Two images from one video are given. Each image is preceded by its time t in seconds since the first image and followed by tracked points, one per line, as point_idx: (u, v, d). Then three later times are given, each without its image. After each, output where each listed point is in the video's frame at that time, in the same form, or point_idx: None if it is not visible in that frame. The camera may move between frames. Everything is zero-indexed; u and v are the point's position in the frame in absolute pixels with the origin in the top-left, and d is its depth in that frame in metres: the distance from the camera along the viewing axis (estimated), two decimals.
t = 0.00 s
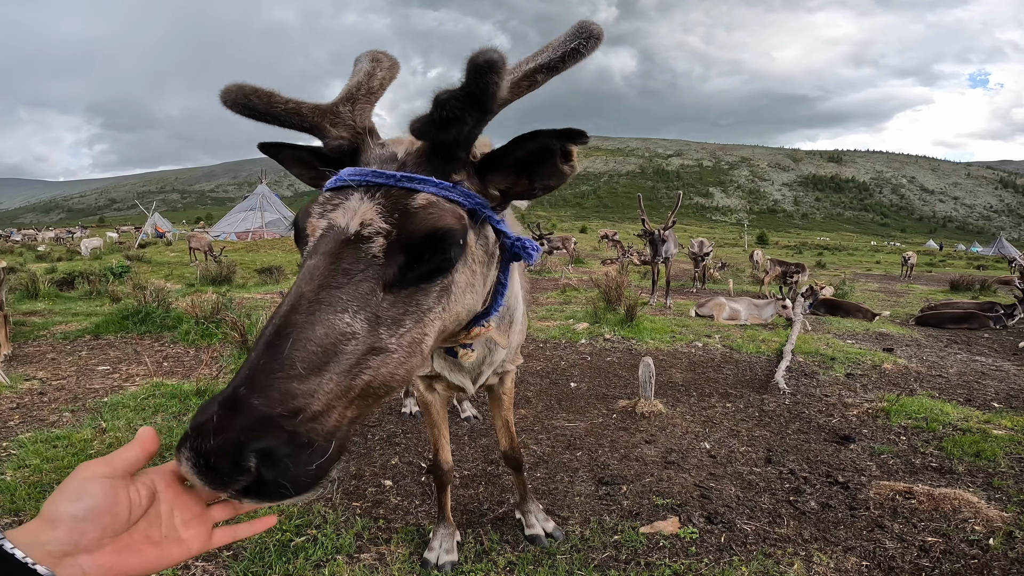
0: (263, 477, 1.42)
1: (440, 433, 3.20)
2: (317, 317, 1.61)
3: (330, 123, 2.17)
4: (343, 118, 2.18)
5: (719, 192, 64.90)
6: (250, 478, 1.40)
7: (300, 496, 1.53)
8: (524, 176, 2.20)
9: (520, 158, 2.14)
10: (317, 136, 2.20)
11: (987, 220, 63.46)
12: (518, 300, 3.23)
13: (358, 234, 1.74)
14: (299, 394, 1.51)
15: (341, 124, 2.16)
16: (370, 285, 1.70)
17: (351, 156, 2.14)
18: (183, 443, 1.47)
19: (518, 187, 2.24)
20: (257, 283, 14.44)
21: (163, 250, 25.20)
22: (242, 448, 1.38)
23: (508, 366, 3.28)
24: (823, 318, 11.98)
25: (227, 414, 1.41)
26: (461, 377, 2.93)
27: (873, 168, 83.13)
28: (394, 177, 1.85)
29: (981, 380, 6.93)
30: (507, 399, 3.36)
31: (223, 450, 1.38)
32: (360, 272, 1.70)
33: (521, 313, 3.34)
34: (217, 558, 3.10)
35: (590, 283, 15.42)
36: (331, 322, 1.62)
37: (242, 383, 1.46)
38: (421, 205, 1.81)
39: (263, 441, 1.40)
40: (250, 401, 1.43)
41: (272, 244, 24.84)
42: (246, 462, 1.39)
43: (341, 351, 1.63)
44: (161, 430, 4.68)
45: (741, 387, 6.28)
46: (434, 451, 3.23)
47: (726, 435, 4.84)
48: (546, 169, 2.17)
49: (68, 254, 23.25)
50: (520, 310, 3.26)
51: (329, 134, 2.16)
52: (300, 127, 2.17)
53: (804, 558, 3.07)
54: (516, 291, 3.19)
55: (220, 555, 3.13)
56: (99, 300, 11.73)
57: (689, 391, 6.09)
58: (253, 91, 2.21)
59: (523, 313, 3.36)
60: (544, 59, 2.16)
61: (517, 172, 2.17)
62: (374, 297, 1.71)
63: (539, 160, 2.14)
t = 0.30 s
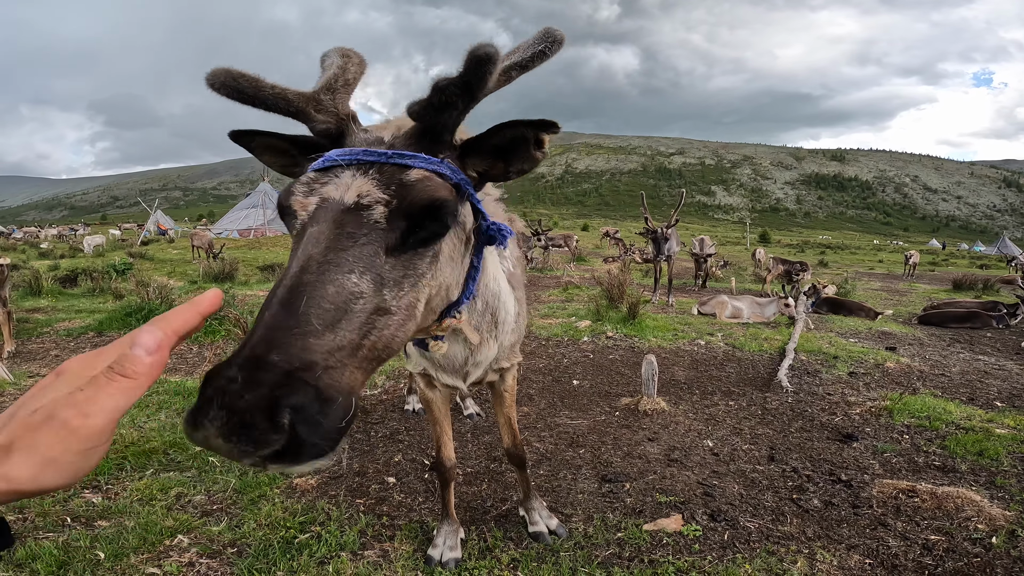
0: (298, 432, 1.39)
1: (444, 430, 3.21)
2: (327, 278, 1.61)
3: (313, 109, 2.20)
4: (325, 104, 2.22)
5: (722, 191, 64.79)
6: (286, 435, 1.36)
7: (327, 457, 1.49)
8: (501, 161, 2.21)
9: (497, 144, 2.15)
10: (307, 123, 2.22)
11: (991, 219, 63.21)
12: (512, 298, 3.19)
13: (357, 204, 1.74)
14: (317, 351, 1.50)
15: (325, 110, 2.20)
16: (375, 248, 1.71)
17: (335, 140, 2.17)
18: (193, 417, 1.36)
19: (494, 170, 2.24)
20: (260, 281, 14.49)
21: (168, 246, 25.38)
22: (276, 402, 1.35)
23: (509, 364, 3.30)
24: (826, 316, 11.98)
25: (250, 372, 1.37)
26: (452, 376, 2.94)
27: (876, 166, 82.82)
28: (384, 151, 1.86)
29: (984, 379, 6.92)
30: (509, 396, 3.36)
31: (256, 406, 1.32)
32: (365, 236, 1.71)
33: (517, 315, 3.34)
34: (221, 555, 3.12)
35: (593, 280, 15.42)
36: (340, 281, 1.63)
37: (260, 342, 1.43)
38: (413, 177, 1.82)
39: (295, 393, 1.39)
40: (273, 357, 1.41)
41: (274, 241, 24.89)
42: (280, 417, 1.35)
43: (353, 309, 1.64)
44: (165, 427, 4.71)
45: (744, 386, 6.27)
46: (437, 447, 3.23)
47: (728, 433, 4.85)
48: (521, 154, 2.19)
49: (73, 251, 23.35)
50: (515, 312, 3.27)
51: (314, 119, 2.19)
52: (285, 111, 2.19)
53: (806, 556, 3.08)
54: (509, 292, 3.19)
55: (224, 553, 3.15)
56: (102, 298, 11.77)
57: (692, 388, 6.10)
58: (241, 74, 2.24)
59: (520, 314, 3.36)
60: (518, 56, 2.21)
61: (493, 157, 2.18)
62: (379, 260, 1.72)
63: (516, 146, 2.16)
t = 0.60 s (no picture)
0: (448, 293, 1.55)
1: (443, 430, 3.21)
2: (430, 180, 1.94)
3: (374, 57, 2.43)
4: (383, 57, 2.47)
5: (723, 191, 64.66)
6: (441, 290, 1.52)
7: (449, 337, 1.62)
8: (523, 119, 2.64)
9: (522, 103, 2.58)
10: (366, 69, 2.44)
11: (994, 220, 63.00)
12: (500, 296, 3.24)
13: (435, 131, 2.11)
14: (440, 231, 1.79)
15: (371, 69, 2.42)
16: (456, 163, 2.09)
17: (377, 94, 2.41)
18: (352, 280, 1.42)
19: (515, 126, 2.68)
20: (261, 281, 14.49)
21: (169, 247, 25.40)
22: (432, 258, 1.56)
23: (505, 361, 3.33)
24: (828, 317, 11.94)
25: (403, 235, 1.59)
26: (437, 365, 2.89)
27: (878, 167, 82.61)
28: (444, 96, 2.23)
29: (986, 379, 6.90)
30: (507, 396, 3.36)
31: (421, 258, 1.53)
32: (449, 153, 2.08)
33: (507, 314, 3.35)
34: (224, 555, 3.13)
35: (594, 281, 15.41)
36: (439, 184, 1.97)
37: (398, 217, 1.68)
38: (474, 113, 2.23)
39: (442, 256, 1.62)
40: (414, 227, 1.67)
41: (275, 241, 24.87)
42: (437, 272, 1.55)
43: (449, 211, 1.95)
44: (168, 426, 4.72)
45: (747, 386, 6.27)
46: (436, 448, 3.23)
47: (730, 433, 4.84)
48: (541, 113, 2.64)
49: (73, 251, 23.37)
50: (503, 310, 3.27)
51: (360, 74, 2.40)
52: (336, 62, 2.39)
53: (809, 556, 3.08)
54: (497, 287, 3.21)
55: (226, 552, 3.16)
56: (104, 298, 11.78)
57: (693, 388, 6.11)
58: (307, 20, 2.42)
59: (511, 315, 3.37)
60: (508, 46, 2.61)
61: (517, 114, 2.62)
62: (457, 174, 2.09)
63: (538, 106, 2.60)
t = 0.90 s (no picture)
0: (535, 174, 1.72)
1: (439, 432, 3.19)
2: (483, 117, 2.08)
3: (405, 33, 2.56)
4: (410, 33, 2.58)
5: (724, 192, 64.59)
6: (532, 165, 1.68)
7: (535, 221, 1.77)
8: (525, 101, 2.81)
9: (521, 90, 2.72)
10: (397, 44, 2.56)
11: (996, 221, 62.89)
12: (500, 290, 3.28)
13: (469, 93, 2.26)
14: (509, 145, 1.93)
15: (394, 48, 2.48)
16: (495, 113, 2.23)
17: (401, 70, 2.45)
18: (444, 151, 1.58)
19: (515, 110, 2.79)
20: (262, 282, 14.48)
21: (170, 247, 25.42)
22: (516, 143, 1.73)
23: (502, 360, 3.28)
24: (829, 318, 11.90)
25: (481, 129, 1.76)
26: (437, 356, 2.97)
27: (880, 168, 82.41)
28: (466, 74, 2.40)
29: (988, 381, 6.87)
30: (503, 396, 3.34)
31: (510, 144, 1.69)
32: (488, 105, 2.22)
33: (504, 306, 3.32)
34: (221, 555, 3.12)
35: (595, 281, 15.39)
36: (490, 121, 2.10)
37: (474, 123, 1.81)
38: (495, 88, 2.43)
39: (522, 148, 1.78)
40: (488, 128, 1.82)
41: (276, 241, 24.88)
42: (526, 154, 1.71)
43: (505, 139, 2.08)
44: (167, 427, 4.71)
45: (747, 387, 6.24)
46: (434, 450, 3.22)
47: (730, 435, 4.81)
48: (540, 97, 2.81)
49: (74, 252, 23.40)
50: (500, 301, 3.24)
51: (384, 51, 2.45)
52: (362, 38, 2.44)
53: (808, 558, 3.06)
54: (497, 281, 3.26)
55: (224, 552, 3.15)
56: (105, 297, 11.80)
57: (693, 389, 6.09)
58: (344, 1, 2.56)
59: (508, 307, 3.33)
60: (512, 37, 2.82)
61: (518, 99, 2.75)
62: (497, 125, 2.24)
63: (533, 92, 2.78)
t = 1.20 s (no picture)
0: (385, 317, 1.43)
1: (443, 432, 3.23)
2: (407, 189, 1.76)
3: (377, 71, 2.43)
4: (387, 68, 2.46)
5: (727, 193, 64.53)
6: (374, 319, 1.42)
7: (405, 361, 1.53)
8: (541, 113, 2.50)
9: (536, 99, 2.42)
10: (372, 85, 2.47)
11: (998, 222, 62.80)
12: (512, 293, 3.32)
13: (429, 138, 1.92)
14: (402, 247, 1.61)
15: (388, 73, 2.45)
16: (444, 169, 1.87)
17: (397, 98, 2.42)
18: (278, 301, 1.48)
19: (534, 122, 2.53)
20: (264, 282, 14.57)
21: (173, 247, 25.55)
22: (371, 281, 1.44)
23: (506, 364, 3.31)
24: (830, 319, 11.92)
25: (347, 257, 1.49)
26: (456, 360, 2.94)
27: (883, 168, 82.22)
28: (444, 100, 2.03)
29: (988, 383, 6.88)
30: (506, 398, 3.38)
31: (350, 284, 1.40)
32: (437, 159, 1.88)
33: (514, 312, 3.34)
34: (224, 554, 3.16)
35: (596, 283, 15.43)
36: (419, 195, 1.77)
37: (351, 237, 1.55)
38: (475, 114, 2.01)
39: (384, 277, 1.47)
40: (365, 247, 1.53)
41: (278, 241, 24.99)
42: (372, 296, 1.42)
43: (429, 224, 1.75)
44: (170, 427, 4.76)
45: (747, 388, 6.26)
46: (436, 450, 3.25)
47: (729, 437, 4.83)
48: (560, 104, 2.51)
49: (78, 251, 23.55)
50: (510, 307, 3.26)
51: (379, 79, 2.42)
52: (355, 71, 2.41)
53: (805, 560, 3.08)
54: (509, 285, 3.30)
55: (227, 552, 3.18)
56: (108, 298, 11.87)
57: (693, 391, 6.12)
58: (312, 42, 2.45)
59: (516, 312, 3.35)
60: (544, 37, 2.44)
61: (533, 111, 2.47)
62: (447, 181, 1.87)
63: (554, 99, 2.47)
